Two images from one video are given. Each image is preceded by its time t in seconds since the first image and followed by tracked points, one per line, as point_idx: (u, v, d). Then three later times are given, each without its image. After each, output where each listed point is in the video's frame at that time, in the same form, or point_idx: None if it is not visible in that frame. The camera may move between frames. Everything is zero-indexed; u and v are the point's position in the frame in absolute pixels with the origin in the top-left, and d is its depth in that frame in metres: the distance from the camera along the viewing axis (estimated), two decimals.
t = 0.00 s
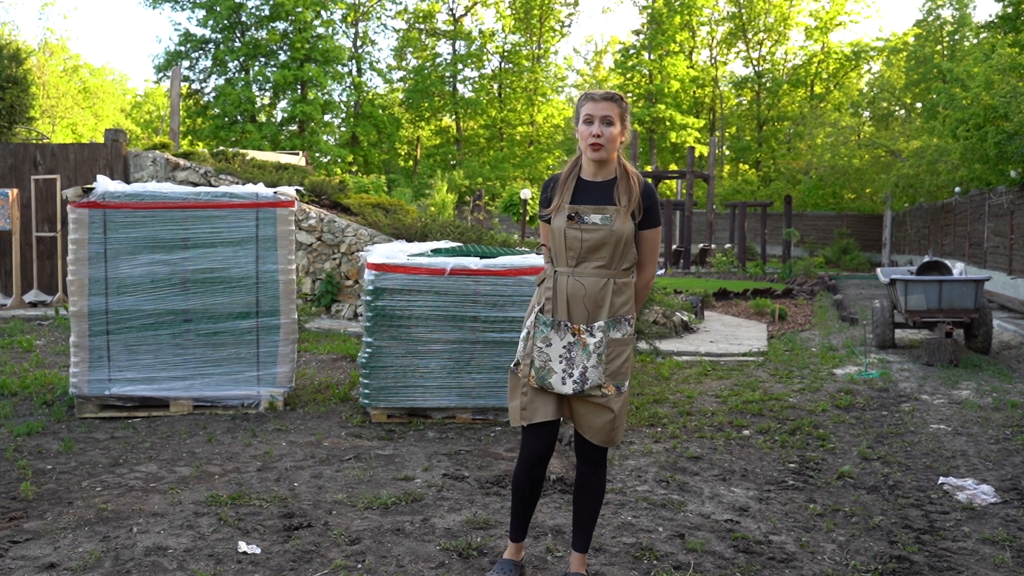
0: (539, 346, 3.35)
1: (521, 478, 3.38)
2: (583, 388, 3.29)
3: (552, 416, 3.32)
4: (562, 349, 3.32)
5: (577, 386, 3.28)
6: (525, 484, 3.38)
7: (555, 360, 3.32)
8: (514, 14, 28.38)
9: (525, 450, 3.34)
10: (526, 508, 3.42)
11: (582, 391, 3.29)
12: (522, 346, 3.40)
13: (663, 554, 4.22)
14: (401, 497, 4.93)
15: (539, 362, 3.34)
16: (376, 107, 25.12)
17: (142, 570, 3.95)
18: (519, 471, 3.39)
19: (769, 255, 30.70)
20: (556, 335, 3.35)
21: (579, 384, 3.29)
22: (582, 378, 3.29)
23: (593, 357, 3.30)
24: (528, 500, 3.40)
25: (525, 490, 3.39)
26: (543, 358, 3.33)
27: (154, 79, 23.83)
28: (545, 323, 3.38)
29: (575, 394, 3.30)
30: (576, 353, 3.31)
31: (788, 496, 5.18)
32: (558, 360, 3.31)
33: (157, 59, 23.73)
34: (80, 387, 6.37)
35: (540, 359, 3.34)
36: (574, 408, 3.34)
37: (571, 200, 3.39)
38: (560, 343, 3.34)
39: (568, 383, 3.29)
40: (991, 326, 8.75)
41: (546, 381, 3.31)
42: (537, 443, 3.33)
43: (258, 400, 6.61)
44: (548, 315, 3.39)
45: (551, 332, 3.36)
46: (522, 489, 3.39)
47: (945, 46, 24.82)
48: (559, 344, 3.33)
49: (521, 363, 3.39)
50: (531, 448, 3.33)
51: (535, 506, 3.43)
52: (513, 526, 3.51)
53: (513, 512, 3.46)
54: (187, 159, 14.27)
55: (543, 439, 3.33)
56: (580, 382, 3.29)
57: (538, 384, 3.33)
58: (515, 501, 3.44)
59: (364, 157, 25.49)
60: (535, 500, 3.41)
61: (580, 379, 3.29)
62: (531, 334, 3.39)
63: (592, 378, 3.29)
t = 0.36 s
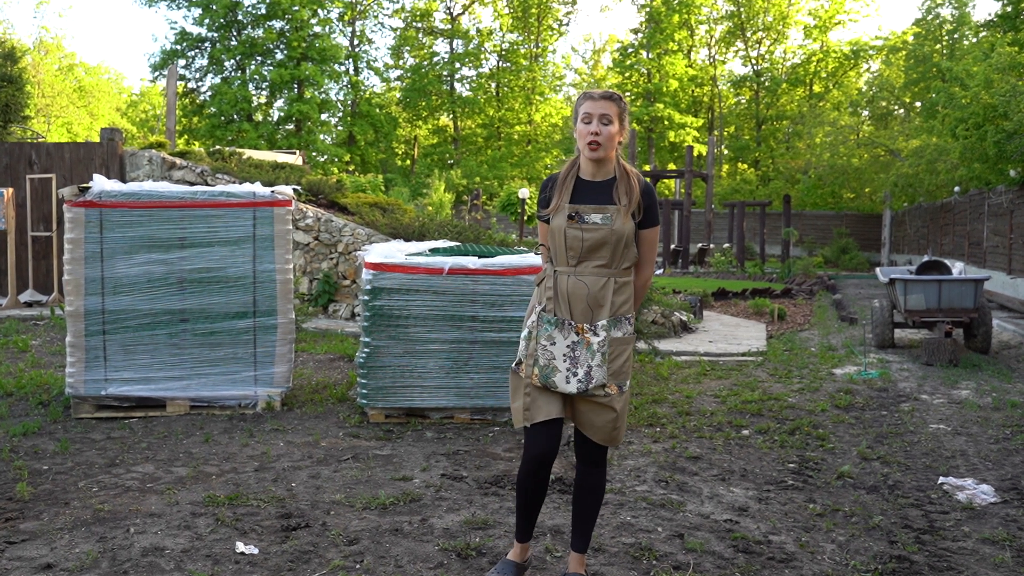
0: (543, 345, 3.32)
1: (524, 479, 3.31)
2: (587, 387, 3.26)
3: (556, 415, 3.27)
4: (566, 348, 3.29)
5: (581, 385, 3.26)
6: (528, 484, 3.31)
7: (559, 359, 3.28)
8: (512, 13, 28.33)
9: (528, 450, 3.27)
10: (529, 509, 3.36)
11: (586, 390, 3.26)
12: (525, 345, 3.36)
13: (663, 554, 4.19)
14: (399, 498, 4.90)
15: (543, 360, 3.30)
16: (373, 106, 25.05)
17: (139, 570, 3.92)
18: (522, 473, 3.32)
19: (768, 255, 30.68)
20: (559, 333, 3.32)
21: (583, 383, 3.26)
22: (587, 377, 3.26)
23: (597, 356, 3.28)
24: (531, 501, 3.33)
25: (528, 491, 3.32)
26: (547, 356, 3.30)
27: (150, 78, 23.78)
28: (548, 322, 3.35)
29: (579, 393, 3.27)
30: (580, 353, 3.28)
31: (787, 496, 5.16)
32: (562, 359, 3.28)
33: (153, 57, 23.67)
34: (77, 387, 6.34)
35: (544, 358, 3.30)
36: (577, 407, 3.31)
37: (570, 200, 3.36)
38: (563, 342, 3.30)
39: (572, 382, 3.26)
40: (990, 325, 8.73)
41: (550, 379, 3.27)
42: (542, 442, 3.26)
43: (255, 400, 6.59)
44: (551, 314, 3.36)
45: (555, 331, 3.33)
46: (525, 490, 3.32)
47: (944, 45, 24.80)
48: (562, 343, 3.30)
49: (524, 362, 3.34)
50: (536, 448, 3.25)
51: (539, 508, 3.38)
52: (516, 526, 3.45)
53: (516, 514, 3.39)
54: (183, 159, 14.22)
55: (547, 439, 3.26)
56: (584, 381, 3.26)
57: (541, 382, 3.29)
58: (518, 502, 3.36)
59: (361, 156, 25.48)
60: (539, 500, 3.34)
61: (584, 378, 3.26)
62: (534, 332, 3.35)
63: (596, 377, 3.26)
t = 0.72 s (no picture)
0: (542, 340, 3.24)
1: (524, 477, 3.19)
2: (585, 386, 3.21)
3: (555, 412, 3.20)
4: (565, 346, 3.23)
5: (580, 383, 3.20)
6: (528, 482, 3.19)
7: (558, 356, 3.21)
8: (509, 12, 28.27)
9: (528, 446, 3.16)
10: (529, 513, 3.21)
11: (584, 389, 3.21)
12: (523, 341, 3.28)
13: (661, 554, 4.17)
14: (396, 498, 4.88)
15: (542, 356, 3.22)
16: (369, 105, 24.98)
17: (135, 571, 3.90)
18: (520, 470, 3.20)
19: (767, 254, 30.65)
20: (558, 330, 3.25)
21: (582, 382, 3.21)
22: (586, 375, 3.21)
23: (596, 355, 3.23)
24: (531, 502, 3.20)
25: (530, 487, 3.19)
26: (546, 352, 3.22)
27: (145, 77, 23.72)
28: (546, 318, 3.29)
29: (577, 392, 3.22)
30: (579, 351, 3.22)
31: (786, 496, 5.13)
32: (561, 356, 3.22)
33: (147, 56, 23.59)
34: (72, 387, 6.30)
35: (543, 354, 3.22)
36: (574, 404, 3.26)
37: (565, 198, 3.32)
38: (562, 339, 3.24)
39: (570, 380, 3.20)
40: (989, 325, 8.71)
41: (548, 376, 3.20)
42: (544, 437, 3.17)
43: (251, 400, 6.55)
44: (549, 310, 3.30)
45: (554, 327, 3.26)
46: (525, 490, 3.20)
47: (943, 43, 24.78)
48: (561, 340, 3.23)
49: (521, 358, 3.26)
50: (537, 443, 3.15)
51: (539, 513, 3.23)
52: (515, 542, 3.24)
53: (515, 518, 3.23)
54: (178, 158, 14.09)
55: (549, 435, 3.17)
56: (583, 380, 3.21)
57: (539, 378, 3.21)
58: (517, 504, 3.22)
59: (357, 155, 25.48)
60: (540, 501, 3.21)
61: (583, 377, 3.21)
62: (532, 329, 3.28)
63: (595, 377, 3.22)
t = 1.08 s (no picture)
0: (534, 352, 3.23)
1: (523, 493, 3.19)
2: (584, 393, 3.19)
3: (553, 424, 3.19)
4: (558, 354, 3.21)
5: (579, 391, 3.18)
6: (528, 497, 3.18)
7: (552, 366, 3.20)
8: (506, 11, 28.24)
9: (526, 461, 3.17)
10: (531, 527, 3.19)
11: (583, 395, 3.19)
12: (516, 354, 3.26)
13: (658, 554, 4.15)
14: (393, 498, 4.85)
15: (536, 369, 3.21)
16: (365, 104, 24.93)
17: (129, 572, 3.87)
18: (519, 487, 3.20)
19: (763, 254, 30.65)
20: (551, 339, 3.23)
21: (580, 389, 3.19)
22: (583, 382, 3.19)
23: (593, 360, 3.21)
24: (532, 517, 3.18)
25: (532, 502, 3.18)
26: (540, 364, 3.21)
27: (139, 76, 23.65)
28: (538, 328, 3.25)
29: (576, 400, 3.20)
30: (574, 357, 3.20)
31: (783, 496, 5.11)
32: (556, 366, 3.20)
33: (142, 54, 23.52)
34: (66, 387, 6.28)
35: (537, 366, 3.20)
36: (573, 413, 3.24)
37: (556, 199, 3.27)
38: (555, 348, 3.21)
39: (568, 389, 3.18)
40: (986, 325, 8.70)
41: (545, 388, 3.18)
42: (541, 452, 3.17)
43: (246, 400, 6.52)
44: (541, 319, 3.26)
45: (545, 337, 3.24)
46: (526, 505, 3.18)
47: (940, 43, 24.79)
48: (554, 349, 3.21)
49: (516, 372, 3.23)
50: (534, 457, 3.15)
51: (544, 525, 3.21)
52: (517, 559, 3.21)
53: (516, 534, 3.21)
54: (173, 156, 14.04)
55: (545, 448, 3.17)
56: (581, 387, 3.19)
57: (536, 392, 3.19)
58: (517, 521, 3.20)
59: (353, 155, 25.49)
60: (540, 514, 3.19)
61: (581, 384, 3.19)
62: (524, 340, 3.25)
63: (593, 381, 3.20)
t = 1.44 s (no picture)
0: (523, 357, 3.18)
1: (516, 500, 3.15)
2: (574, 399, 3.16)
3: (542, 431, 3.16)
4: (547, 359, 3.16)
5: (568, 397, 3.15)
6: (521, 505, 3.15)
7: (542, 371, 3.16)
8: (503, 10, 28.23)
9: (518, 469, 3.14)
10: (525, 536, 3.16)
11: (573, 402, 3.16)
12: (504, 358, 3.21)
13: (657, 555, 4.13)
14: (391, 499, 4.83)
15: (525, 375, 3.16)
16: (362, 103, 24.90)
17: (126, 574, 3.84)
18: (510, 495, 3.17)
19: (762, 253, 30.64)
20: (540, 344, 3.18)
21: (570, 395, 3.16)
22: (573, 388, 3.16)
23: (584, 364, 3.18)
24: (527, 524, 3.15)
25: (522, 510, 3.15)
26: (529, 370, 3.16)
27: (135, 75, 23.61)
28: (526, 332, 3.20)
29: (566, 406, 3.17)
30: (564, 362, 3.17)
31: (782, 497, 5.09)
32: (545, 371, 3.16)
33: (137, 53, 23.47)
34: (61, 388, 6.26)
35: (525, 372, 3.16)
36: (561, 418, 3.21)
37: (543, 198, 3.22)
38: (544, 352, 3.17)
39: (558, 395, 3.15)
40: (986, 325, 8.68)
41: (534, 395, 3.15)
42: (532, 458, 3.15)
43: (243, 401, 6.50)
44: (529, 323, 3.20)
45: (534, 341, 3.19)
46: (518, 513, 3.16)
47: (939, 43, 24.80)
48: (543, 353, 3.17)
49: (504, 377, 3.20)
50: (524, 467, 3.12)
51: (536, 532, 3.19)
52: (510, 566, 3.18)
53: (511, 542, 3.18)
54: (169, 156, 14.12)
55: (536, 455, 3.15)
56: (571, 393, 3.16)
57: (525, 399, 3.15)
58: (510, 529, 3.17)
59: (349, 154, 25.49)
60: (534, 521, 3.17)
61: (571, 390, 3.16)
62: (512, 345, 3.20)
63: (583, 387, 3.17)
